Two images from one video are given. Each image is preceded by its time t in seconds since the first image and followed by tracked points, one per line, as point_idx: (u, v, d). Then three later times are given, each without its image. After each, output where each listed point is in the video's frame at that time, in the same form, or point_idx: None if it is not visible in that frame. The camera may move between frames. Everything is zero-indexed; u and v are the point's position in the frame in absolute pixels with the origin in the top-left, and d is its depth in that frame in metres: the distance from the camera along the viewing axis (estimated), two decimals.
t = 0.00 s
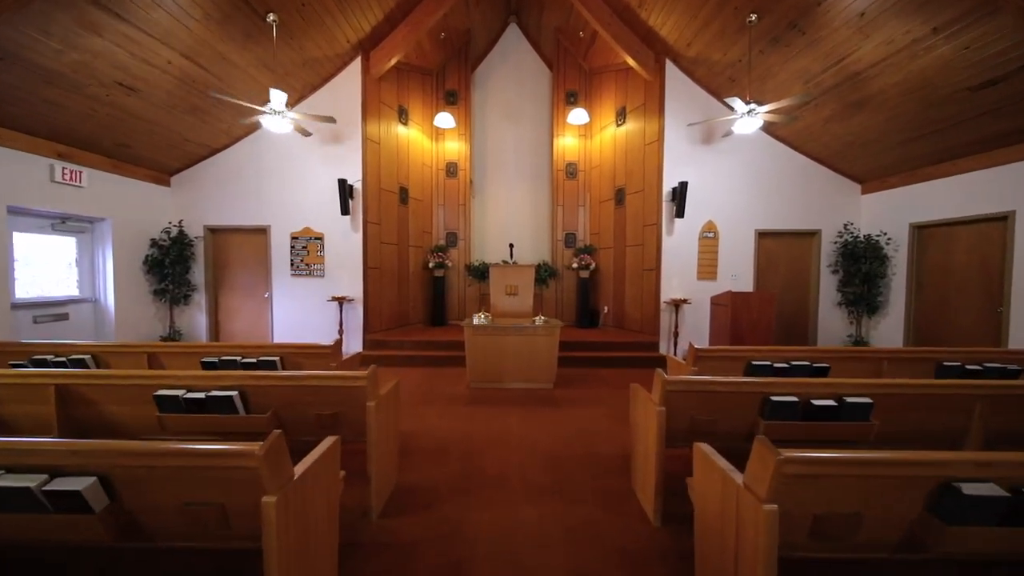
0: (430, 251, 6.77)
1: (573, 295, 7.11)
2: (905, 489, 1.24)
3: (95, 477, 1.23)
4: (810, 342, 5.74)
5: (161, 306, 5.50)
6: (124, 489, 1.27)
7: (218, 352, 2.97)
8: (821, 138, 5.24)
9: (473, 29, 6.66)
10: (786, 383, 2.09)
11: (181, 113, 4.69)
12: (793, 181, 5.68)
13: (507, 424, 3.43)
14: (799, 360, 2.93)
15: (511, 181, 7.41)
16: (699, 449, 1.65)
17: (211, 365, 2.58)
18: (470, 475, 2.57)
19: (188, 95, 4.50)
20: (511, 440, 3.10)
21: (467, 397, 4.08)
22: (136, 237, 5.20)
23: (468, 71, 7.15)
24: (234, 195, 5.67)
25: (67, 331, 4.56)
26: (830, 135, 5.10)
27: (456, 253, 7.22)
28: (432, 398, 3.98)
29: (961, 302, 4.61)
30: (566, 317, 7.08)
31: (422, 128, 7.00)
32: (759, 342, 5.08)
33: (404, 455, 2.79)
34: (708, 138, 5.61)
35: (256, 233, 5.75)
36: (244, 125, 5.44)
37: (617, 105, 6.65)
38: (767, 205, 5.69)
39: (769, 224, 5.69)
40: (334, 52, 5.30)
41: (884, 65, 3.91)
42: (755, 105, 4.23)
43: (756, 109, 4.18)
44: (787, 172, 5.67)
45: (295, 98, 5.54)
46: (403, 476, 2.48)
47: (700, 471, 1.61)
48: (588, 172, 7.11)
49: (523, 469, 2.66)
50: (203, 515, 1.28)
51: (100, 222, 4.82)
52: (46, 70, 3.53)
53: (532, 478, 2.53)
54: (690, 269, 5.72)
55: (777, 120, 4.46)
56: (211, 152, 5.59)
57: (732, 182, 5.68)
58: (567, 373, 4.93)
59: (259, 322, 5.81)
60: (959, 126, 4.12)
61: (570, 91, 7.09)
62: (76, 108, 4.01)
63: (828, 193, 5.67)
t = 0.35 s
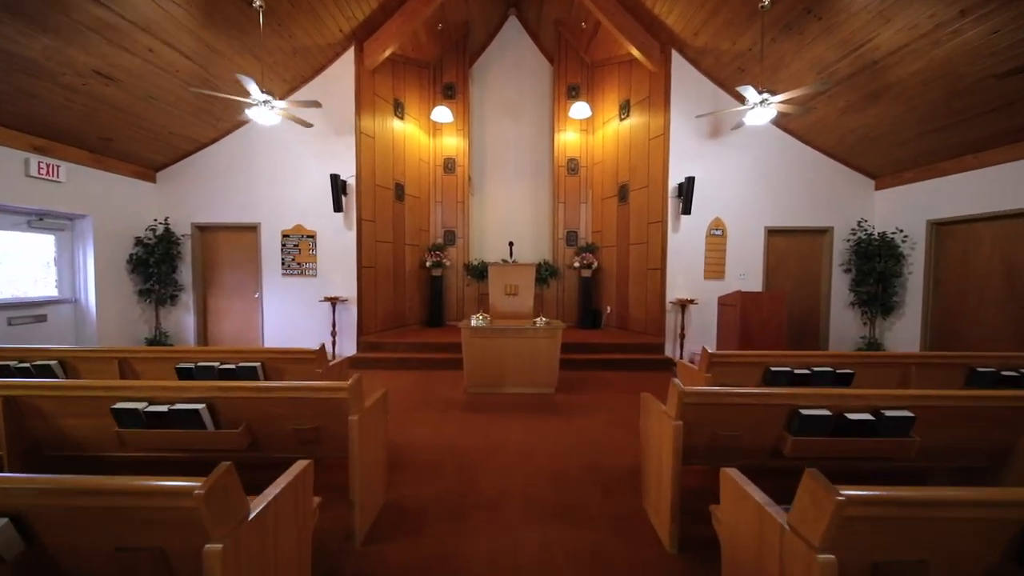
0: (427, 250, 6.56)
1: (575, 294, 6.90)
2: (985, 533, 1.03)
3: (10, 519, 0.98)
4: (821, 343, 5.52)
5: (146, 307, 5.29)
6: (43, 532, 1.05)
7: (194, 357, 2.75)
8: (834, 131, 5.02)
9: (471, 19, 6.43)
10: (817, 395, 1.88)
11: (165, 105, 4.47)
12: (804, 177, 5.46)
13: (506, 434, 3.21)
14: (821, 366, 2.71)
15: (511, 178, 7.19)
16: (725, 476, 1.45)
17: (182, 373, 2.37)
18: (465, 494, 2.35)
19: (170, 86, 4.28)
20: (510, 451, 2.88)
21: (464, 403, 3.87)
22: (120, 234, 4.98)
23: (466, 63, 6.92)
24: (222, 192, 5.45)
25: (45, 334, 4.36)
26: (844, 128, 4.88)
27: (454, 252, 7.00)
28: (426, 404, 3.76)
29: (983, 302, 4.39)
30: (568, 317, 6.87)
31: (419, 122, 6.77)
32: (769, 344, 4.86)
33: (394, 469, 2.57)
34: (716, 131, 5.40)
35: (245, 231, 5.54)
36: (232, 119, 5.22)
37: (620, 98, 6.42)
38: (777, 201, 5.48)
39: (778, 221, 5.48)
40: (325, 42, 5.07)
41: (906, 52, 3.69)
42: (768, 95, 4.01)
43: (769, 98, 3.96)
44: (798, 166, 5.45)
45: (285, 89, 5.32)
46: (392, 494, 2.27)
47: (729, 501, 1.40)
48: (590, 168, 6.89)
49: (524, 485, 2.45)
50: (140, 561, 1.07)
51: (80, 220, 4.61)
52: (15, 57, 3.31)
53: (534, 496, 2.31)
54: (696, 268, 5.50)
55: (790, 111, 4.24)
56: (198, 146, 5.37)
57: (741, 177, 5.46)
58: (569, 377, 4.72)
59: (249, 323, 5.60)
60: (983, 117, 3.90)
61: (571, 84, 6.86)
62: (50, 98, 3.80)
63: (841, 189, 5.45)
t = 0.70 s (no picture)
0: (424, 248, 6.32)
1: (576, 295, 6.67)
2: None
3: None
4: (833, 346, 5.30)
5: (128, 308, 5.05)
6: None
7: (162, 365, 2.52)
8: (849, 124, 4.78)
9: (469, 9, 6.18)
10: (857, 414, 1.64)
11: (144, 95, 4.24)
12: (816, 172, 5.23)
13: (504, 446, 2.98)
14: (850, 376, 2.47)
15: (510, 175, 6.96)
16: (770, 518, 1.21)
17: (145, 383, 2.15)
18: (458, 519, 2.12)
19: (148, 74, 4.04)
20: (509, 467, 2.65)
21: (459, 411, 3.64)
22: (99, 232, 4.73)
23: (464, 55, 6.68)
24: (208, 188, 5.22)
25: (17, 337, 4.13)
26: (859, 120, 4.65)
27: (451, 251, 6.77)
28: (420, 412, 3.53)
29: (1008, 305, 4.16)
30: (569, 318, 6.64)
31: (415, 117, 6.53)
32: (781, 347, 4.64)
33: (381, 489, 2.34)
34: (724, 125, 5.17)
35: (233, 229, 5.30)
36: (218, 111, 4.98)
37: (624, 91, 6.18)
38: (787, 198, 5.24)
39: (789, 218, 5.25)
40: (315, 30, 4.84)
41: (931, 37, 3.46)
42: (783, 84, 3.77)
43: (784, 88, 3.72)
44: (809, 161, 5.22)
45: (273, 80, 5.08)
46: (376, 520, 2.03)
47: (769, 544, 1.19)
48: (592, 164, 6.65)
49: (524, 508, 2.22)
50: None
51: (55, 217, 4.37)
52: None
53: (534, 522, 2.08)
54: (703, 267, 5.27)
55: (805, 101, 4.01)
56: (182, 140, 5.13)
57: (750, 172, 5.22)
58: (571, 382, 4.50)
59: (236, 325, 5.36)
60: (1011, 108, 3.68)
61: (573, 77, 6.62)
62: (19, 87, 3.57)
63: (855, 185, 5.22)
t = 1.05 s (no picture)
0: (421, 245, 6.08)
1: (579, 294, 6.43)
2: None
3: None
4: (848, 347, 5.06)
5: (108, 307, 4.81)
6: None
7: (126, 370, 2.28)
8: (867, 113, 4.54)
9: None
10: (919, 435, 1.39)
11: (123, 81, 4.00)
12: (831, 164, 4.98)
13: (504, 458, 2.74)
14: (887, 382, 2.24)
15: (510, 169, 6.71)
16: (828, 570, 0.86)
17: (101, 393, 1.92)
18: (451, 546, 1.88)
19: (124, 58, 3.80)
20: (508, 482, 2.41)
21: (455, 417, 3.41)
22: (77, 227, 4.49)
23: (462, 45, 6.43)
24: (193, 181, 4.98)
25: None
26: (878, 108, 4.41)
27: (449, 248, 6.53)
28: (414, 419, 3.30)
29: None
30: (571, 317, 6.42)
31: (412, 108, 6.28)
32: (796, 348, 4.40)
33: (366, 509, 2.11)
34: (734, 115, 4.93)
35: (220, 224, 5.06)
36: (204, 100, 4.74)
37: (628, 81, 5.92)
38: (801, 191, 5.00)
39: (803, 212, 5.00)
40: (304, 14, 4.59)
41: (964, 14, 3.21)
42: (803, 68, 3.52)
43: (805, 72, 3.47)
44: (824, 153, 4.97)
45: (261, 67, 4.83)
46: (358, 549, 1.79)
47: None
48: (595, 158, 6.40)
49: (525, 532, 1.98)
50: None
51: (28, 210, 4.13)
52: None
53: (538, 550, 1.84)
54: (712, 264, 5.03)
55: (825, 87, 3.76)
56: (166, 130, 4.89)
57: (762, 164, 4.98)
58: (575, 386, 4.26)
59: (224, 325, 5.13)
60: None
61: (575, 67, 6.38)
62: None
63: (872, 179, 4.98)
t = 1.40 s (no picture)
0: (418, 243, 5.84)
1: (582, 293, 6.20)
2: None
3: None
4: (865, 349, 4.83)
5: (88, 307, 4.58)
6: None
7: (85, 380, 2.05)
8: (888, 103, 4.30)
9: None
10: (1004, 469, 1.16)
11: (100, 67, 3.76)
12: (848, 158, 4.74)
13: (504, 473, 2.52)
14: (934, 395, 2.02)
15: (511, 164, 6.47)
16: None
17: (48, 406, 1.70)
18: None
19: (100, 42, 3.56)
20: (509, 502, 2.19)
21: (452, 426, 3.19)
22: (54, 223, 4.25)
23: (461, 34, 6.17)
24: (178, 175, 4.74)
25: None
26: (901, 98, 4.17)
27: (448, 245, 6.29)
28: (408, 429, 3.08)
29: None
30: (574, 318, 6.20)
31: (408, 100, 6.03)
32: (813, 351, 4.17)
33: (350, 537, 1.88)
34: (747, 106, 4.69)
35: (206, 220, 4.83)
36: (188, 89, 4.50)
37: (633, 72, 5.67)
38: (817, 186, 4.76)
39: (818, 208, 4.76)
40: None
41: None
42: (827, 52, 3.27)
43: (829, 56, 3.22)
44: (841, 145, 4.73)
45: (249, 55, 4.58)
46: None
47: None
48: (599, 152, 6.16)
49: (528, 567, 1.76)
50: None
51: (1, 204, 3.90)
52: None
53: None
54: (723, 263, 4.80)
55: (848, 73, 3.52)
56: (150, 121, 4.65)
57: (776, 158, 4.74)
58: (579, 391, 4.04)
59: (211, 326, 4.90)
60: None
61: (578, 58, 6.13)
62: None
63: (891, 173, 4.74)
